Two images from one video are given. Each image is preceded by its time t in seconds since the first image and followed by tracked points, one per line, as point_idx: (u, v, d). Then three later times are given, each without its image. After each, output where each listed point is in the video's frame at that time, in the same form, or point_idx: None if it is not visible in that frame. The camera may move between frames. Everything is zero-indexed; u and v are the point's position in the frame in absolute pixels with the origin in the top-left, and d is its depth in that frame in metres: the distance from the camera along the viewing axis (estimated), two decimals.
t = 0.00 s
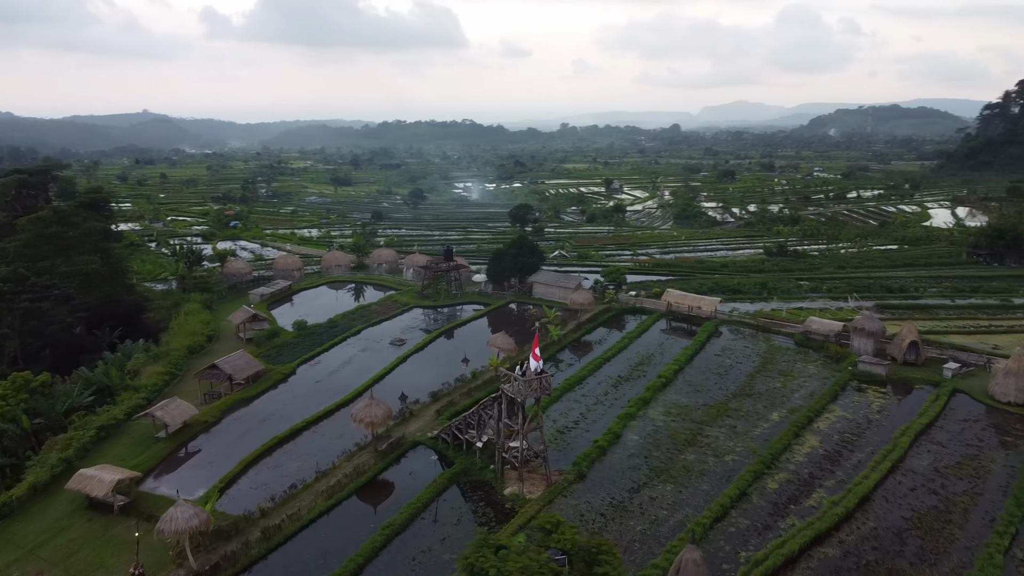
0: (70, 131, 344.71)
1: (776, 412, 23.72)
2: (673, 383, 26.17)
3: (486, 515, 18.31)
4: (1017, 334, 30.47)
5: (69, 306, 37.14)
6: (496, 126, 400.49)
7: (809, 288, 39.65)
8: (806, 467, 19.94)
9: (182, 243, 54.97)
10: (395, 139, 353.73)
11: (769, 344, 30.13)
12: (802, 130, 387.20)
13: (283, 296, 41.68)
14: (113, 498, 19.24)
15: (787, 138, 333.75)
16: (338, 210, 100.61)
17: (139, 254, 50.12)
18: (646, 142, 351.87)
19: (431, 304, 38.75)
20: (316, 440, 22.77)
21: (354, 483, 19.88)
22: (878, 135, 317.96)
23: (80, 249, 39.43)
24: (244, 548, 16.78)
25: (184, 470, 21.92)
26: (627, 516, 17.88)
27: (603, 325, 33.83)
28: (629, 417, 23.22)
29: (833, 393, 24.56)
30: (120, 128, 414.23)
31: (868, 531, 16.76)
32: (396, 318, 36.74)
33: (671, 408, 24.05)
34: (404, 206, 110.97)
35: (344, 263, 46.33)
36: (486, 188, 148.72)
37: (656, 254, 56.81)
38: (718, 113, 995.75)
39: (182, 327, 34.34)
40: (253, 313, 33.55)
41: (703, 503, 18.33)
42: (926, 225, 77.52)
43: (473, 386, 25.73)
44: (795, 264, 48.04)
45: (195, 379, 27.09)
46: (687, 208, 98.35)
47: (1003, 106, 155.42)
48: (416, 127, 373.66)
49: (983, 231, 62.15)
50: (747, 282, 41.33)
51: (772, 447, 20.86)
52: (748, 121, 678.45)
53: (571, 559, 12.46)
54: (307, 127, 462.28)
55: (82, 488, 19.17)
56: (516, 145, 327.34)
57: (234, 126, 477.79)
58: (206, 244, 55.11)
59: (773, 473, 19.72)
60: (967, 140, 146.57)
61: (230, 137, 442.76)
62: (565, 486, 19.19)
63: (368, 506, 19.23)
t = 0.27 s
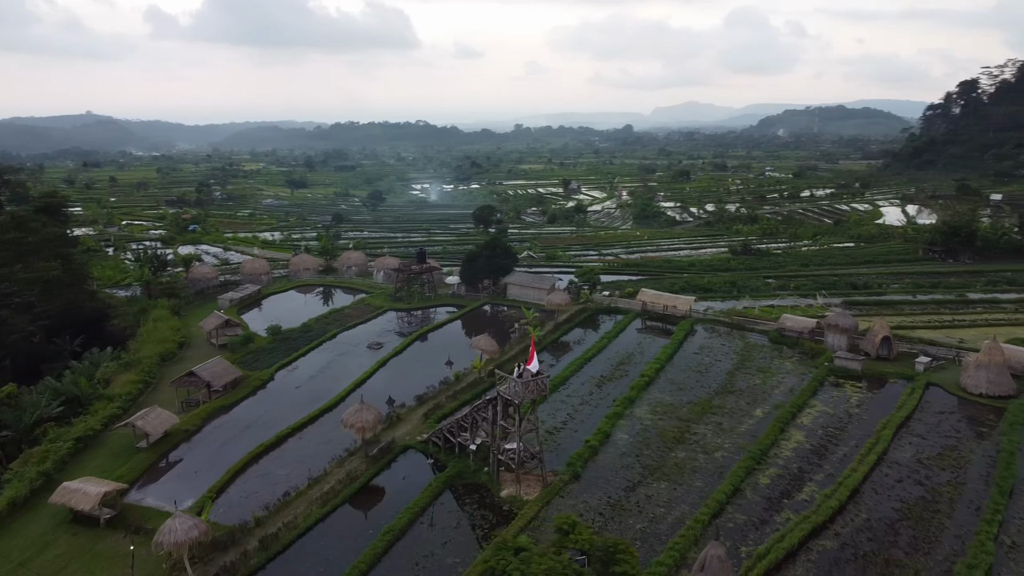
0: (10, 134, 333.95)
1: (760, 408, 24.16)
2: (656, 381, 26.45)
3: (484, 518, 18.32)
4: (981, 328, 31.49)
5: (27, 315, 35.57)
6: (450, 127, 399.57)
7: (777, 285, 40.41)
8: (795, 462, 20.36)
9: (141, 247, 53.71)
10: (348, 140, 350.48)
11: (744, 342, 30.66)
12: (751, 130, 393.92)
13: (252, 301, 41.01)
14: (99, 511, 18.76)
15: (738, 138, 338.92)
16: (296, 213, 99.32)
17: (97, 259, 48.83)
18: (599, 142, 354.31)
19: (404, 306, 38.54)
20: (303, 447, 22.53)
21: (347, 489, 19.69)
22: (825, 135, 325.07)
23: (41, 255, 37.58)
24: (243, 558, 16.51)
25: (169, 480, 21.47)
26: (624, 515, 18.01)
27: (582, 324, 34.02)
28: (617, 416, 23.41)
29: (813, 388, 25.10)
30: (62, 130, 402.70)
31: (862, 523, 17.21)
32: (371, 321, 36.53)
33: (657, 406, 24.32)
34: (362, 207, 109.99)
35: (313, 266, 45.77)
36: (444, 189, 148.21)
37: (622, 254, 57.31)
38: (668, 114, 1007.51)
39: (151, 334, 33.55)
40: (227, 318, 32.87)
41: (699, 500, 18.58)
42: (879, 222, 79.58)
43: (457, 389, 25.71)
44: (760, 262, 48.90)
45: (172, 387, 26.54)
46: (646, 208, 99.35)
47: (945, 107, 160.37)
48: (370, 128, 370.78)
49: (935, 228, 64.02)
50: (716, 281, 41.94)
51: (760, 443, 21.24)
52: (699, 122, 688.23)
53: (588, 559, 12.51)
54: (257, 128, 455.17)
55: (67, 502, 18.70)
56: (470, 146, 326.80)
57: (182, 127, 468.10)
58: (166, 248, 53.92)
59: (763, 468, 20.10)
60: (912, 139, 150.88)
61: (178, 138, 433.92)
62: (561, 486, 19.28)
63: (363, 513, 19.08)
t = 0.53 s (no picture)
0: None
1: (742, 405, 24.58)
2: (639, 380, 26.71)
3: (483, 521, 18.29)
4: (945, 322, 32.46)
5: None
6: (404, 129, 397.58)
7: (745, 284, 41.10)
8: (783, 457, 20.74)
9: (99, 253, 52.33)
10: (301, 142, 346.28)
11: (720, 340, 31.14)
12: (702, 130, 399.50)
13: (221, 306, 40.29)
14: (86, 524, 18.23)
15: (690, 138, 343.30)
16: (253, 216, 97.80)
17: (54, 265, 47.43)
18: (553, 143, 355.65)
19: (378, 309, 38.26)
20: (290, 454, 22.26)
21: (341, 495, 19.49)
22: (774, 135, 331.24)
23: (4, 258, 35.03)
24: (242, 568, 16.23)
25: (154, 490, 20.99)
26: (622, 514, 18.14)
27: (559, 324, 34.19)
28: (604, 416, 23.57)
29: (792, 384, 25.61)
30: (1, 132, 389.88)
31: (854, 514, 17.62)
32: (346, 325, 36.21)
33: (642, 405, 24.56)
34: (321, 210, 108.74)
35: (280, 270, 45.13)
36: (401, 191, 147.39)
37: (588, 254, 57.67)
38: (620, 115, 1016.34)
39: (120, 341, 32.72)
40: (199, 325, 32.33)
41: (694, 497, 18.82)
42: (833, 221, 81.50)
43: (442, 393, 25.66)
44: (725, 261, 49.67)
45: (149, 395, 25.93)
46: (606, 209, 100.20)
47: (890, 107, 164.91)
48: (322, 130, 366.96)
49: (889, 226, 65.82)
50: (686, 280, 42.48)
51: (748, 439, 21.59)
52: (650, 123, 696.10)
53: (605, 557, 12.56)
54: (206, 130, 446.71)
55: (52, 516, 18.14)
56: (425, 147, 325.38)
57: (127, 129, 457.24)
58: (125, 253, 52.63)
59: (753, 463, 20.44)
60: (860, 139, 154.87)
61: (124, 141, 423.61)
62: (557, 486, 19.35)
63: (359, 518, 18.90)
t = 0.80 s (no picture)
0: None
1: (727, 401, 24.95)
2: (623, 379, 26.95)
3: (482, 523, 18.29)
4: (912, 317, 33.40)
5: None
6: (358, 130, 394.23)
7: (715, 282, 41.73)
8: (772, 453, 21.13)
9: (56, 258, 50.85)
10: (253, 143, 340.91)
11: (698, 338, 31.57)
12: (656, 131, 403.86)
13: (189, 312, 39.48)
14: (75, 538, 17.72)
15: (643, 138, 346.59)
16: (211, 219, 96.04)
17: (10, 271, 45.95)
18: (509, 143, 355.93)
19: (352, 313, 37.92)
20: (279, 462, 21.96)
21: (336, 501, 19.30)
22: (725, 136, 336.39)
23: None
24: None
25: (140, 501, 20.52)
26: (621, 513, 18.30)
27: (537, 325, 34.32)
28: (593, 416, 23.73)
29: (773, 380, 26.10)
30: None
31: (847, 507, 18.04)
32: (321, 329, 35.86)
33: (628, 404, 24.79)
34: (279, 212, 107.12)
35: (248, 274, 44.39)
36: (359, 193, 146.13)
37: (556, 255, 57.91)
38: (573, 115, 1021.96)
39: (88, 349, 31.85)
40: (171, 331, 31.67)
41: (690, 494, 19.06)
42: (791, 219, 83.17)
43: (427, 396, 25.62)
44: (693, 260, 50.33)
45: (125, 404, 25.32)
46: (567, 209, 100.72)
47: (839, 108, 168.83)
48: (274, 131, 361.89)
49: (846, 224, 67.46)
50: (657, 279, 42.94)
51: (736, 436, 21.94)
52: (603, 123, 700.74)
53: (622, 556, 12.68)
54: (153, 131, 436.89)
55: (39, 530, 17.61)
56: (379, 149, 323.07)
57: (71, 129, 445.00)
58: (83, 258, 51.24)
59: (743, 459, 20.78)
60: (810, 139, 158.29)
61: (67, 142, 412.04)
62: (554, 487, 19.43)
63: (356, 524, 18.73)
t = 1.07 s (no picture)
0: None
1: (713, 399, 25.26)
2: (610, 379, 27.13)
3: (483, 526, 18.28)
4: (884, 314, 34.19)
5: None
6: (317, 131, 390.49)
7: (690, 281, 42.22)
8: (763, 449, 21.46)
9: (17, 264, 49.47)
10: (209, 144, 335.60)
11: (679, 337, 31.92)
12: (616, 131, 406.71)
13: (161, 317, 38.72)
14: (67, 552, 17.28)
15: (604, 138, 348.69)
16: (172, 222, 94.30)
17: None
18: (469, 144, 355.43)
19: (330, 316, 37.58)
20: (269, 468, 21.69)
21: (333, 507, 19.10)
22: (684, 136, 340.07)
23: None
24: None
25: (128, 512, 20.07)
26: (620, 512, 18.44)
27: (518, 326, 34.38)
28: (584, 416, 23.85)
29: (757, 377, 26.50)
30: None
31: (841, 501, 18.40)
32: (300, 333, 35.51)
33: (617, 404, 24.97)
34: (241, 215, 105.59)
35: (220, 278, 43.68)
36: (322, 195, 144.73)
37: (528, 255, 58.03)
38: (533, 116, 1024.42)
39: (61, 356, 31.06)
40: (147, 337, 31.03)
41: (687, 491, 19.28)
42: (755, 219, 84.46)
43: (415, 399, 25.51)
44: (665, 260, 50.81)
45: (106, 412, 24.76)
46: (534, 210, 100.97)
47: (796, 108, 171.87)
48: (232, 132, 356.68)
49: (811, 223, 68.68)
50: (633, 279, 43.29)
51: (727, 433, 22.23)
52: (563, 124, 703.67)
53: (638, 555, 12.79)
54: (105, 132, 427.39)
55: (30, 544, 17.14)
56: (339, 150, 320.31)
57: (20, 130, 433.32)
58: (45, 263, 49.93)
59: (735, 456, 21.06)
60: (769, 139, 160.93)
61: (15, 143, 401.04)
62: (552, 488, 19.49)
63: (355, 529, 18.57)
